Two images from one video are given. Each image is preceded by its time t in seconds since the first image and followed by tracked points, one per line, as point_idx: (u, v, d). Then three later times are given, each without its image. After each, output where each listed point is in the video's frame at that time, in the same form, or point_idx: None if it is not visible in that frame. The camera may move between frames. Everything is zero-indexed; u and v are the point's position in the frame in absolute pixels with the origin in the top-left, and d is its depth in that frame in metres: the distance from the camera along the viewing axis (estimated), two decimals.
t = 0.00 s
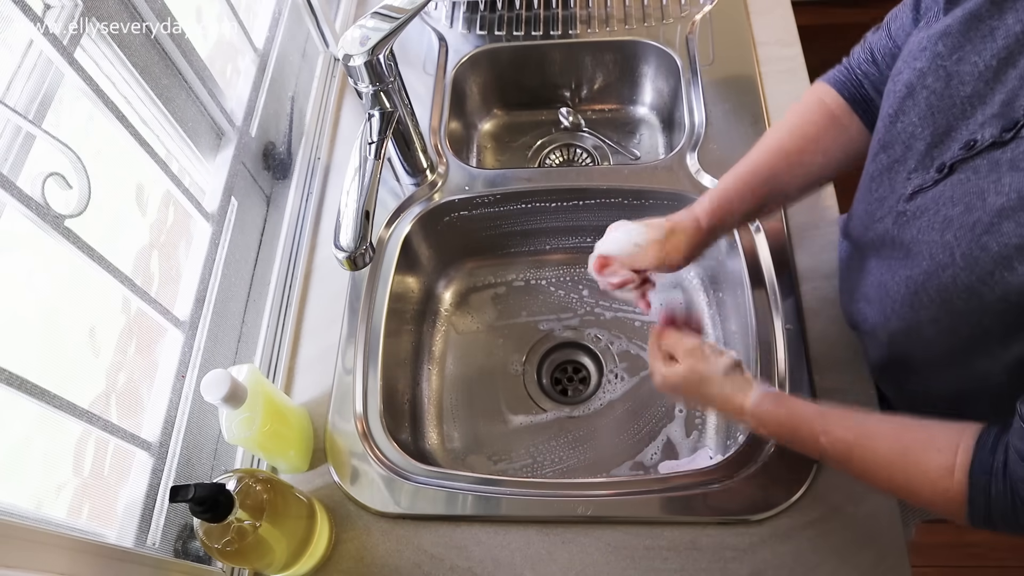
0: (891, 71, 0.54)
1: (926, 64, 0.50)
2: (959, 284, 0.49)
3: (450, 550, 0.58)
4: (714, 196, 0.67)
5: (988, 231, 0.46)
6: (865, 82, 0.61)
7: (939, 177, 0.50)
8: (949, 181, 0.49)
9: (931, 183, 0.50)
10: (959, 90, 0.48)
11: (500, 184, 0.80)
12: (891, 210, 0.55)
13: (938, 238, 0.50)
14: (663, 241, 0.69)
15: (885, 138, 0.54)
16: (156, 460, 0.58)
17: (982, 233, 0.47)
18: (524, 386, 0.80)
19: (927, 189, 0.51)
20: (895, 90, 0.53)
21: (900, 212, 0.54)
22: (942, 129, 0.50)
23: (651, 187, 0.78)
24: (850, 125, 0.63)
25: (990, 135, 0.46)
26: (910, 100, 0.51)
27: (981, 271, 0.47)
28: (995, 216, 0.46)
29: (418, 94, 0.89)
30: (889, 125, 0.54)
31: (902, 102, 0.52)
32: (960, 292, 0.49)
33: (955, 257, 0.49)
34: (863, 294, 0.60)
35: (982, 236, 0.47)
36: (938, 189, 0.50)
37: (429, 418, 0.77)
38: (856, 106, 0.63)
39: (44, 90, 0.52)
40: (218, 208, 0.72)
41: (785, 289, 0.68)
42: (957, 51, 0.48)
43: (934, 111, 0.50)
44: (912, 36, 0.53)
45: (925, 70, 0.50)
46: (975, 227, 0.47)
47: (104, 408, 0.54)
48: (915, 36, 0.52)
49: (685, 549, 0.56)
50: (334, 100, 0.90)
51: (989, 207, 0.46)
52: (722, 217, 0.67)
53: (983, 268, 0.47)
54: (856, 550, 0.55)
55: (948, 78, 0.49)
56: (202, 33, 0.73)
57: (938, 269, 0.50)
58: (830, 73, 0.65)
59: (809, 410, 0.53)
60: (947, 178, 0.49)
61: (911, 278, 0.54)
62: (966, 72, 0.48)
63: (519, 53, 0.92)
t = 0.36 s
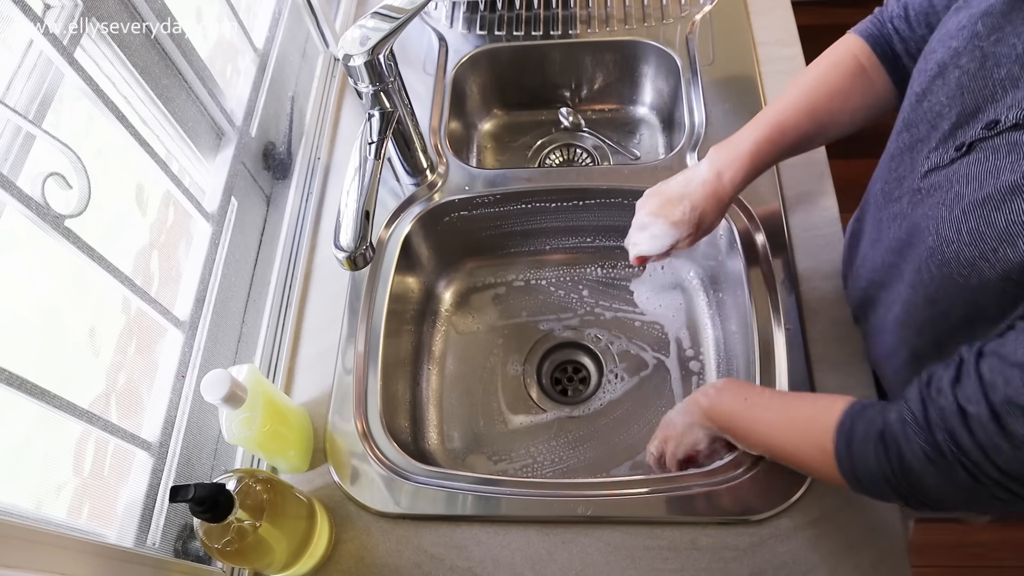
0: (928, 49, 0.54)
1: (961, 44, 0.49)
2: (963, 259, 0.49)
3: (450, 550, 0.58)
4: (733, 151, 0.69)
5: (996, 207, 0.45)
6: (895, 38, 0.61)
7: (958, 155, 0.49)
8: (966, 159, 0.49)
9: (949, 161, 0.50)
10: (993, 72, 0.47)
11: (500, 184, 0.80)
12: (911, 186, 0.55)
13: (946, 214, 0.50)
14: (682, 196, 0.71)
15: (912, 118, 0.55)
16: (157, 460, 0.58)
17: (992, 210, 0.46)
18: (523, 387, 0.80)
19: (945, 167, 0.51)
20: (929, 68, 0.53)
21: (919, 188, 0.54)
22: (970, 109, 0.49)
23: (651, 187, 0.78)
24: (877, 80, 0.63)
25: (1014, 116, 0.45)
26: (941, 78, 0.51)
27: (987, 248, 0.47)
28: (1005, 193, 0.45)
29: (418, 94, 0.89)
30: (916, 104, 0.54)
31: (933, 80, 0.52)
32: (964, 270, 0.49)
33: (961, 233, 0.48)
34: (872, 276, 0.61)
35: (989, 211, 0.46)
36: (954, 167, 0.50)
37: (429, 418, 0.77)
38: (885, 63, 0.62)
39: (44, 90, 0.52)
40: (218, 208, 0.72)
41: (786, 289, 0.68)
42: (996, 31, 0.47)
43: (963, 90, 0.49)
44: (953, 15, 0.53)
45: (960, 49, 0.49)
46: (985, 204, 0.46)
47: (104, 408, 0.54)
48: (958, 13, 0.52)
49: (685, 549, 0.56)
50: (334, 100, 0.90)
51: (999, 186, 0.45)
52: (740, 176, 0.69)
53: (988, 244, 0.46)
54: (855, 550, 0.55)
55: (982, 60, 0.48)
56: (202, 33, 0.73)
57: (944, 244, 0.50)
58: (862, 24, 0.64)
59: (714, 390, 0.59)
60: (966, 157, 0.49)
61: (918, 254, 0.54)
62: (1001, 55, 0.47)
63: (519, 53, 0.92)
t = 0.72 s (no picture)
0: (938, 50, 0.54)
1: (969, 46, 0.50)
2: (955, 265, 0.49)
3: (450, 550, 0.58)
4: (737, 139, 0.68)
5: (991, 214, 0.46)
6: (907, 37, 0.61)
7: (959, 159, 0.49)
8: (967, 164, 0.49)
9: (951, 165, 0.50)
10: (998, 76, 0.48)
11: (500, 184, 0.80)
12: (912, 190, 0.55)
13: (943, 220, 0.50)
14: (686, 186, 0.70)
15: (918, 119, 0.55)
16: (157, 460, 0.58)
17: (987, 216, 0.46)
18: (523, 387, 0.80)
19: (946, 171, 0.51)
20: (937, 69, 0.53)
21: (919, 191, 0.54)
22: (974, 113, 0.49)
23: (651, 187, 0.78)
24: (886, 78, 0.64)
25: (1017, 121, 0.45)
26: (948, 80, 0.51)
27: (978, 255, 0.47)
28: (1001, 200, 0.45)
29: (418, 94, 0.89)
30: (922, 105, 0.54)
31: (940, 81, 0.52)
32: (955, 277, 0.49)
33: (955, 240, 0.49)
34: (867, 275, 0.61)
35: (984, 219, 0.46)
36: (954, 172, 0.50)
37: (429, 418, 0.77)
38: (895, 60, 0.63)
39: (44, 90, 0.52)
40: (218, 208, 0.72)
41: (785, 289, 0.68)
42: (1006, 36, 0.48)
43: (970, 93, 0.49)
44: (963, 17, 0.53)
45: (969, 51, 0.50)
46: (980, 211, 0.47)
47: (104, 408, 0.54)
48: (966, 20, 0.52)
49: (685, 549, 0.56)
50: (334, 100, 0.90)
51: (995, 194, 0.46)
52: (746, 161, 0.68)
53: (981, 251, 0.47)
54: (855, 551, 0.55)
55: (990, 63, 0.48)
56: (202, 33, 0.73)
57: (939, 249, 0.51)
58: (874, 21, 0.65)
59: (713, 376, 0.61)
60: (967, 161, 0.49)
61: (911, 258, 0.54)
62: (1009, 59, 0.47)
63: (519, 53, 0.92)
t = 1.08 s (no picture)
0: (936, 58, 0.54)
1: (966, 56, 0.50)
2: (948, 279, 0.49)
3: (450, 550, 0.58)
4: (731, 138, 0.67)
5: (982, 230, 0.46)
6: (905, 43, 0.61)
7: (954, 170, 0.49)
8: (961, 175, 0.49)
9: (945, 176, 0.50)
10: (992, 86, 0.47)
11: (500, 184, 0.80)
12: (909, 198, 0.55)
13: (936, 232, 0.50)
14: (677, 192, 0.69)
15: (915, 127, 0.55)
16: (157, 460, 0.58)
17: (978, 232, 0.46)
18: (523, 387, 0.80)
19: (940, 182, 0.51)
20: (934, 78, 0.53)
21: (915, 201, 0.54)
22: (969, 123, 0.49)
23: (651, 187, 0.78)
24: (883, 84, 0.64)
25: (1008, 134, 0.45)
26: (945, 89, 0.51)
27: (970, 270, 0.47)
28: (992, 217, 0.45)
29: (418, 94, 0.89)
30: (920, 113, 0.54)
31: (937, 90, 0.52)
32: (948, 290, 0.49)
33: (947, 253, 0.49)
34: (862, 281, 0.61)
35: (976, 235, 0.46)
36: (949, 183, 0.50)
37: (429, 418, 0.77)
38: (892, 66, 0.63)
39: (44, 90, 0.52)
40: (218, 208, 0.72)
41: (785, 289, 0.68)
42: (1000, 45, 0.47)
43: (966, 103, 0.49)
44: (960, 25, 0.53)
45: (966, 61, 0.50)
46: (972, 226, 0.47)
47: (104, 408, 0.54)
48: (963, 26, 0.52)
49: (685, 549, 0.56)
50: (334, 100, 0.90)
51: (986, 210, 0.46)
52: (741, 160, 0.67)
53: (973, 267, 0.47)
54: (855, 551, 0.55)
55: (985, 73, 0.48)
56: (202, 33, 0.73)
57: (931, 262, 0.50)
58: (873, 25, 0.65)
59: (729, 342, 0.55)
60: (961, 172, 0.49)
61: (905, 269, 0.54)
62: (1002, 69, 0.47)
63: (519, 53, 0.92)
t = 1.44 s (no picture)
0: (919, 62, 0.54)
1: (948, 59, 0.50)
2: (934, 281, 0.49)
3: (450, 550, 0.58)
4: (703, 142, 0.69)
5: (964, 232, 0.46)
6: (884, 57, 0.62)
7: (939, 173, 0.50)
8: (945, 177, 0.49)
9: (930, 179, 0.50)
10: (974, 89, 0.48)
11: (499, 184, 0.80)
12: (897, 202, 0.54)
13: (922, 235, 0.50)
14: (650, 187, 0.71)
15: (901, 131, 0.55)
16: (156, 460, 0.58)
17: (959, 233, 0.47)
18: (523, 387, 0.80)
19: (924, 185, 0.51)
20: (918, 81, 0.53)
21: (902, 205, 0.53)
22: (952, 125, 0.49)
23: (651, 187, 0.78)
24: (859, 97, 0.64)
25: (989, 136, 0.46)
26: (928, 93, 0.51)
27: (953, 271, 0.47)
28: (973, 216, 0.46)
29: (418, 94, 0.89)
30: (905, 117, 0.54)
31: (921, 94, 0.52)
32: (932, 292, 0.50)
33: (932, 254, 0.49)
34: (853, 285, 0.61)
35: (958, 236, 0.47)
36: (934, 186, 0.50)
37: (429, 418, 0.77)
38: (869, 81, 0.63)
39: (44, 90, 0.52)
40: (217, 208, 0.72)
41: (784, 289, 0.68)
42: (980, 49, 0.48)
43: (948, 106, 0.49)
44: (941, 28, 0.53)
45: (947, 64, 0.50)
46: (954, 226, 0.47)
47: (104, 408, 0.54)
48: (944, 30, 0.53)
49: (685, 549, 0.56)
50: (334, 100, 0.90)
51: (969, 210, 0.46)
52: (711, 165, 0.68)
53: (956, 267, 0.47)
54: (855, 551, 0.55)
55: (966, 76, 0.48)
56: (202, 33, 0.73)
57: (918, 264, 0.51)
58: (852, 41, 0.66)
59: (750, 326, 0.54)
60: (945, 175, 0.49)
61: (892, 271, 0.54)
62: (984, 72, 0.47)
63: (519, 53, 0.92)
